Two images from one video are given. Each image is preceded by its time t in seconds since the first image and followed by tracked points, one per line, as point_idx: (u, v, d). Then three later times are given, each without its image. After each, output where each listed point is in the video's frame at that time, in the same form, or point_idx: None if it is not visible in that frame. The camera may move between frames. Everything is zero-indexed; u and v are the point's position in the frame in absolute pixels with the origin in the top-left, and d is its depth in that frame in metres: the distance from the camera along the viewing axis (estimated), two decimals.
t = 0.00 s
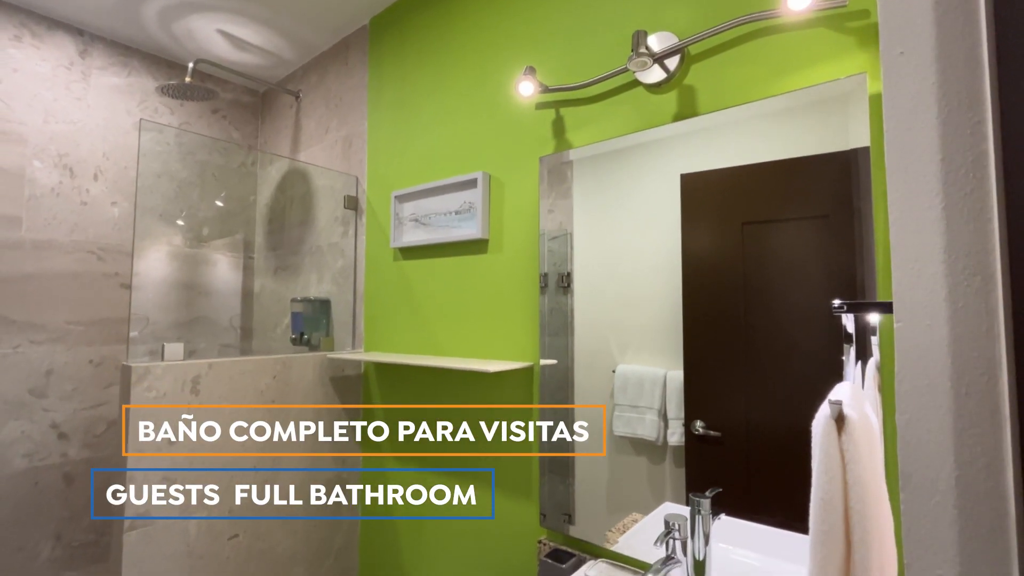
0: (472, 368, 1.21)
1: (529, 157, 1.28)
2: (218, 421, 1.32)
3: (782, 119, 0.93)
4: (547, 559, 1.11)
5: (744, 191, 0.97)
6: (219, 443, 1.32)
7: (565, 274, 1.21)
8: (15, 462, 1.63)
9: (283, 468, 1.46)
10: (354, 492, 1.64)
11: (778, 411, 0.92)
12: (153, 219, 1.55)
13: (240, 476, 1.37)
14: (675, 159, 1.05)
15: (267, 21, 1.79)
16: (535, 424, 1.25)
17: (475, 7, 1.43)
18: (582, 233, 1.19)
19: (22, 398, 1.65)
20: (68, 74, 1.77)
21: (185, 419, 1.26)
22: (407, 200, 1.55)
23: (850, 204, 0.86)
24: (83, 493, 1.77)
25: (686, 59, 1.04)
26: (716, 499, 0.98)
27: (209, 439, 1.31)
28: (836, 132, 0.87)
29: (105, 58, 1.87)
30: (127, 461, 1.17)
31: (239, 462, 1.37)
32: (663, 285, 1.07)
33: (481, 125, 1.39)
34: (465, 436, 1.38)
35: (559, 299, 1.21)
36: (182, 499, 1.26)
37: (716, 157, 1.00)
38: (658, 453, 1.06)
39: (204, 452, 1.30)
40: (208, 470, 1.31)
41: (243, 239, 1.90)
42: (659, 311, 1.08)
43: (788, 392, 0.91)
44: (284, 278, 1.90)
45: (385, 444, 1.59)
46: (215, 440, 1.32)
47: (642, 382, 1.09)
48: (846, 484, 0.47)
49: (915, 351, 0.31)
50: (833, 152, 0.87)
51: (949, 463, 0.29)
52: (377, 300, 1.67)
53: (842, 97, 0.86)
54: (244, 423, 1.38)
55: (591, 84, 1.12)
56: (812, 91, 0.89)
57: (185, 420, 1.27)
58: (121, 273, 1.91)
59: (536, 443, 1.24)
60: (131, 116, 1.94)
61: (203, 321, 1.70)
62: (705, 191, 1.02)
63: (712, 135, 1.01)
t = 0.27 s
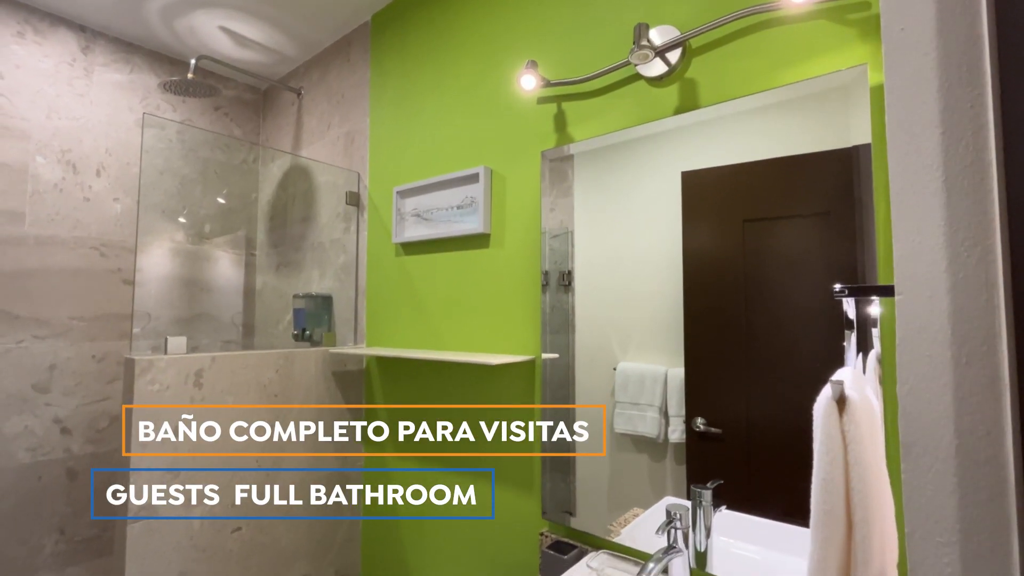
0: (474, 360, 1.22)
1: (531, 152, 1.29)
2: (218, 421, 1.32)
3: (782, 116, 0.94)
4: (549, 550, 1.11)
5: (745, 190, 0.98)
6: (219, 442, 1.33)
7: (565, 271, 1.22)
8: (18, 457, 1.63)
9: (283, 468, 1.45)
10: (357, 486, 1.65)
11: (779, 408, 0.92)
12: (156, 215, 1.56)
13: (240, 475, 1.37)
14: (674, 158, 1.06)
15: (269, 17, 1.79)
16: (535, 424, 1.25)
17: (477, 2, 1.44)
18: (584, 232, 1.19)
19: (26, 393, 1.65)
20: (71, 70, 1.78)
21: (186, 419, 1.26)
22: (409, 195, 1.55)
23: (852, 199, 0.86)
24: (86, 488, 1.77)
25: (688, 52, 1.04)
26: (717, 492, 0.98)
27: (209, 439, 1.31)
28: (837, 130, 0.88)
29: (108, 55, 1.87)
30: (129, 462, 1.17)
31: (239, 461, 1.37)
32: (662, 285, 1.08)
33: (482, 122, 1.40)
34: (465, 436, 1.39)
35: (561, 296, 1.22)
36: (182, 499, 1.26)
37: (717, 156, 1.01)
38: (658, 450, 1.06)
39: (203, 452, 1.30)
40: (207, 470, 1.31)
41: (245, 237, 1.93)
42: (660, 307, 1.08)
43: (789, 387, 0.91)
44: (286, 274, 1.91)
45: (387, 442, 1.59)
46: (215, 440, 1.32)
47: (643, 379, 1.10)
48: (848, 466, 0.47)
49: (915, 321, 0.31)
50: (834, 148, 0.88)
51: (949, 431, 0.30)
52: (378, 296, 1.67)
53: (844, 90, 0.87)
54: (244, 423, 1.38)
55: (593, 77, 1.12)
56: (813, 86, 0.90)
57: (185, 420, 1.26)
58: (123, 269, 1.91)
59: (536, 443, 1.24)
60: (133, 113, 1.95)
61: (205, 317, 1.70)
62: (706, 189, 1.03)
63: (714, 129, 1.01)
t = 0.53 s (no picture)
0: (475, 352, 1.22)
1: (532, 146, 1.29)
2: (218, 421, 1.32)
3: (782, 111, 0.94)
4: (551, 541, 1.11)
5: (745, 186, 0.99)
6: (219, 442, 1.32)
7: (566, 268, 1.22)
8: (20, 452, 1.64)
9: (283, 468, 1.45)
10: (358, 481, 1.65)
11: (780, 403, 0.92)
12: (157, 211, 1.56)
13: (240, 475, 1.37)
14: (674, 155, 1.07)
15: (271, 13, 1.79)
16: (535, 424, 1.25)
17: None
18: (584, 230, 1.20)
19: (27, 387, 1.66)
20: (73, 65, 1.78)
21: (185, 419, 1.26)
22: (409, 189, 1.55)
23: (852, 192, 0.86)
24: (87, 483, 1.78)
25: (689, 44, 1.04)
26: (719, 484, 0.98)
27: (209, 439, 1.30)
28: (838, 125, 0.88)
29: (110, 50, 1.88)
30: (131, 462, 1.17)
31: (239, 462, 1.37)
32: (661, 283, 1.09)
33: (482, 116, 1.40)
34: (465, 436, 1.39)
35: (560, 293, 1.23)
36: (182, 499, 1.25)
37: (716, 152, 1.02)
38: (659, 447, 1.07)
39: (204, 452, 1.29)
40: (208, 470, 1.30)
41: (246, 233, 1.93)
42: (660, 301, 1.09)
43: (788, 381, 0.92)
44: (287, 270, 1.92)
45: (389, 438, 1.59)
46: (215, 440, 1.31)
47: (643, 376, 1.10)
48: (849, 446, 0.48)
49: (916, 292, 0.31)
50: (835, 144, 0.88)
51: (950, 401, 0.30)
52: (379, 290, 1.68)
53: (844, 81, 0.87)
54: (244, 423, 1.38)
55: (594, 70, 1.12)
56: (813, 77, 0.90)
57: (185, 420, 1.26)
58: (125, 264, 1.91)
59: (537, 443, 1.24)
60: (135, 108, 1.95)
61: (206, 313, 1.70)
62: (706, 186, 1.03)
63: (715, 121, 1.02)
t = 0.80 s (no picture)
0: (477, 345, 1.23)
1: (534, 139, 1.29)
2: (218, 421, 1.32)
3: (785, 106, 0.94)
4: (552, 533, 1.11)
5: (746, 182, 0.99)
6: (219, 442, 1.32)
7: (568, 265, 1.22)
8: (23, 446, 1.64)
9: (284, 467, 1.45)
10: (360, 475, 1.65)
11: (782, 397, 0.92)
12: (160, 207, 1.57)
13: (241, 474, 1.36)
14: (676, 151, 1.07)
15: (272, 9, 1.80)
16: (536, 423, 1.26)
17: None
18: (585, 227, 1.20)
19: (31, 382, 1.66)
20: (75, 61, 1.79)
21: (184, 417, 1.25)
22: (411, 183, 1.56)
23: (855, 186, 0.86)
24: (89, 477, 1.78)
25: (691, 35, 1.04)
26: (722, 475, 0.98)
27: (209, 439, 1.30)
28: (841, 121, 0.88)
29: (111, 46, 1.88)
30: (131, 462, 1.17)
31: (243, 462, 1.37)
32: (662, 282, 1.09)
33: (484, 109, 1.40)
34: (465, 436, 1.39)
35: (561, 290, 1.23)
36: (182, 499, 1.24)
37: (718, 148, 1.02)
38: (661, 444, 1.07)
39: (205, 452, 1.29)
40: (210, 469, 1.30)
41: (247, 230, 1.88)
42: (663, 294, 1.09)
43: (790, 374, 0.92)
44: (288, 266, 1.92)
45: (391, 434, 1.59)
46: (215, 440, 1.31)
47: (645, 372, 1.10)
48: (851, 427, 0.48)
49: (917, 263, 0.31)
50: (837, 139, 0.88)
51: (951, 370, 0.30)
52: (381, 285, 1.68)
53: (847, 71, 0.87)
54: (244, 423, 1.38)
55: (596, 62, 1.12)
56: (816, 66, 0.90)
57: (185, 420, 1.26)
58: (127, 260, 1.92)
59: (537, 443, 1.24)
60: (137, 104, 1.95)
61: (208, 308, 1.70)
62: (708, 182, 1.03)
63: (716, 112, 1.02)
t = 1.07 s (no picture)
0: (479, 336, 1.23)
1: (535, 131, 1.29)
2: (218, 421, 1.32)
3: (787, 101, 0.94)
4: (553, 524, 1.10)
5: (747, 178, 0.99)
6: (218, 443, 1.32)
7: (570, 262, 1.22)
8: (25, 440, 1.64)
9: (284, 469, 1.45)
10: (362, 469, 1.65)
11: (783, 393, 0.92)
12: (161, 203, 1.57)
13: (243, 468, 1.36)
14: (677, 148, 1.07)
15: (274, 4, 1.80)
16: (536, 424, 1.26)
17: None
18: (587, 224, 1.20)
19: (33, 376, 1.67)
20: (77, 56, 1.79)
21: (183, 411, 1.25)
22: (413, 177, 1.56)
23: (856, 181, 0.86)
24: (92, 471, 1.79)
25: (692, 26, 1.05)
26: (722, 467, 0.98)
27: (209, 439, 1.30)
28: (844, 116, 0.88)
29: (114, 41, 1.89)
30: (133, 454, 1.17)
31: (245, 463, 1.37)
32: (665, 280, 1.09)
33: (485, 103, 1.41)
34: (465, 436, 1.40)
35: (563, 287, 1.23)
36: (185, 491, 1.25)
37: (720, 145, 1.02)
38: (662, 439, 1.06)
39: (205, 451, 1.29)
40: (211, 471, 1.30)
41: (250, 225, 1.90)
42: (665, 287, 1.09)
43: (790, 369, 0.92)
44: (291, 261, 1.92)
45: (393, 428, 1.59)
46: (216, 440, 1.31)
47: (646, 367, 1.10)
48: (853, 407, 0.48)
49: (918, 226, 0.30)
50: (840, 135, 0.88)
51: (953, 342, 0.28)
52: (383, 279, 1.68)
53: (848, 61, 0.88)
54: (244, 423, 1.38)
55: (598, 54, 1.12)
56: (817, 55, 0.90)
57: (185, 420, 1.26)
58: (130, 255, 1.92)
59: (539, 440, 1.24)
60: (140, 100, 1.96)
61: (211, 304, 1.70)
62: (709, 179, 1.03)
63: (718, 103, 1.02)
